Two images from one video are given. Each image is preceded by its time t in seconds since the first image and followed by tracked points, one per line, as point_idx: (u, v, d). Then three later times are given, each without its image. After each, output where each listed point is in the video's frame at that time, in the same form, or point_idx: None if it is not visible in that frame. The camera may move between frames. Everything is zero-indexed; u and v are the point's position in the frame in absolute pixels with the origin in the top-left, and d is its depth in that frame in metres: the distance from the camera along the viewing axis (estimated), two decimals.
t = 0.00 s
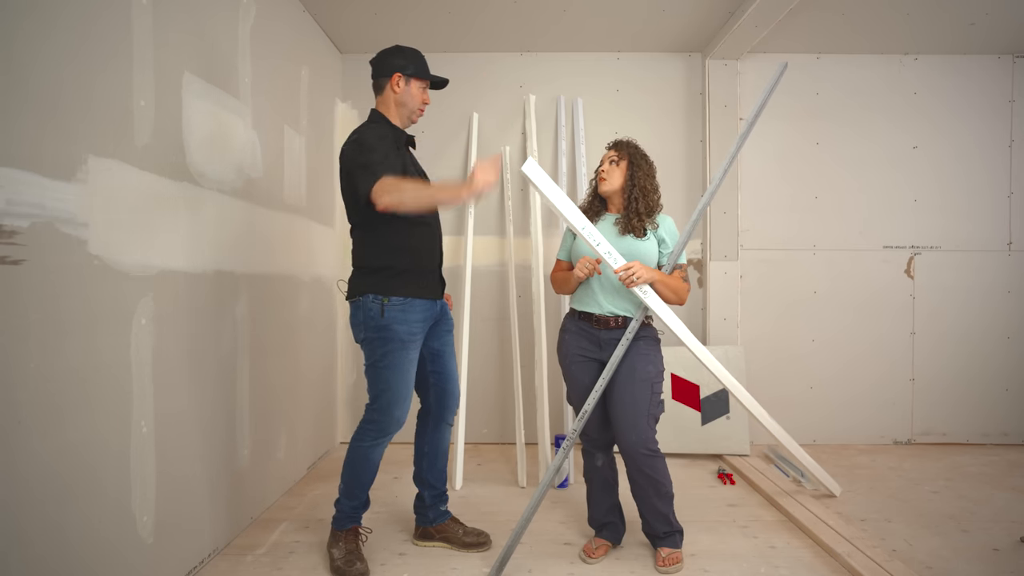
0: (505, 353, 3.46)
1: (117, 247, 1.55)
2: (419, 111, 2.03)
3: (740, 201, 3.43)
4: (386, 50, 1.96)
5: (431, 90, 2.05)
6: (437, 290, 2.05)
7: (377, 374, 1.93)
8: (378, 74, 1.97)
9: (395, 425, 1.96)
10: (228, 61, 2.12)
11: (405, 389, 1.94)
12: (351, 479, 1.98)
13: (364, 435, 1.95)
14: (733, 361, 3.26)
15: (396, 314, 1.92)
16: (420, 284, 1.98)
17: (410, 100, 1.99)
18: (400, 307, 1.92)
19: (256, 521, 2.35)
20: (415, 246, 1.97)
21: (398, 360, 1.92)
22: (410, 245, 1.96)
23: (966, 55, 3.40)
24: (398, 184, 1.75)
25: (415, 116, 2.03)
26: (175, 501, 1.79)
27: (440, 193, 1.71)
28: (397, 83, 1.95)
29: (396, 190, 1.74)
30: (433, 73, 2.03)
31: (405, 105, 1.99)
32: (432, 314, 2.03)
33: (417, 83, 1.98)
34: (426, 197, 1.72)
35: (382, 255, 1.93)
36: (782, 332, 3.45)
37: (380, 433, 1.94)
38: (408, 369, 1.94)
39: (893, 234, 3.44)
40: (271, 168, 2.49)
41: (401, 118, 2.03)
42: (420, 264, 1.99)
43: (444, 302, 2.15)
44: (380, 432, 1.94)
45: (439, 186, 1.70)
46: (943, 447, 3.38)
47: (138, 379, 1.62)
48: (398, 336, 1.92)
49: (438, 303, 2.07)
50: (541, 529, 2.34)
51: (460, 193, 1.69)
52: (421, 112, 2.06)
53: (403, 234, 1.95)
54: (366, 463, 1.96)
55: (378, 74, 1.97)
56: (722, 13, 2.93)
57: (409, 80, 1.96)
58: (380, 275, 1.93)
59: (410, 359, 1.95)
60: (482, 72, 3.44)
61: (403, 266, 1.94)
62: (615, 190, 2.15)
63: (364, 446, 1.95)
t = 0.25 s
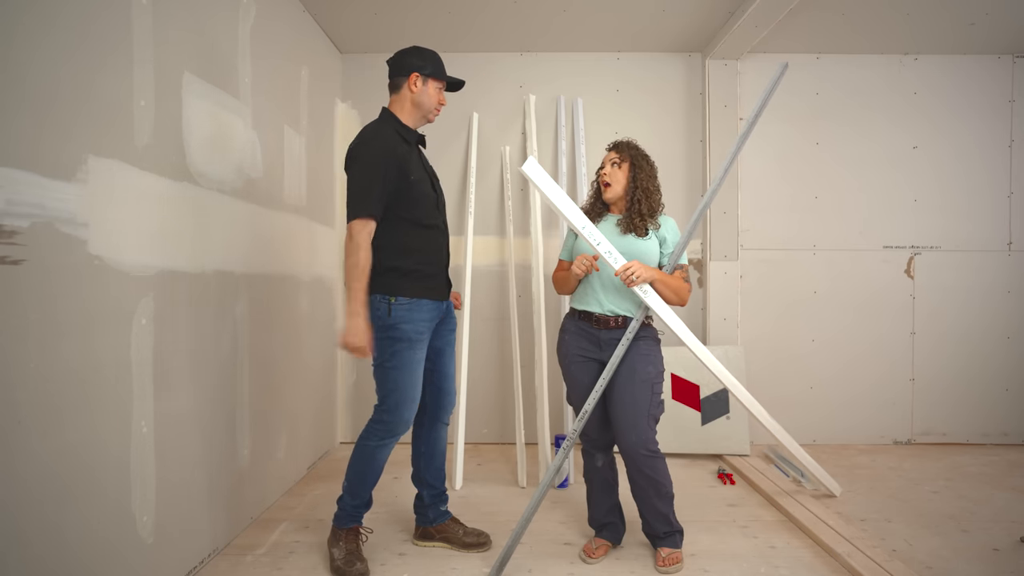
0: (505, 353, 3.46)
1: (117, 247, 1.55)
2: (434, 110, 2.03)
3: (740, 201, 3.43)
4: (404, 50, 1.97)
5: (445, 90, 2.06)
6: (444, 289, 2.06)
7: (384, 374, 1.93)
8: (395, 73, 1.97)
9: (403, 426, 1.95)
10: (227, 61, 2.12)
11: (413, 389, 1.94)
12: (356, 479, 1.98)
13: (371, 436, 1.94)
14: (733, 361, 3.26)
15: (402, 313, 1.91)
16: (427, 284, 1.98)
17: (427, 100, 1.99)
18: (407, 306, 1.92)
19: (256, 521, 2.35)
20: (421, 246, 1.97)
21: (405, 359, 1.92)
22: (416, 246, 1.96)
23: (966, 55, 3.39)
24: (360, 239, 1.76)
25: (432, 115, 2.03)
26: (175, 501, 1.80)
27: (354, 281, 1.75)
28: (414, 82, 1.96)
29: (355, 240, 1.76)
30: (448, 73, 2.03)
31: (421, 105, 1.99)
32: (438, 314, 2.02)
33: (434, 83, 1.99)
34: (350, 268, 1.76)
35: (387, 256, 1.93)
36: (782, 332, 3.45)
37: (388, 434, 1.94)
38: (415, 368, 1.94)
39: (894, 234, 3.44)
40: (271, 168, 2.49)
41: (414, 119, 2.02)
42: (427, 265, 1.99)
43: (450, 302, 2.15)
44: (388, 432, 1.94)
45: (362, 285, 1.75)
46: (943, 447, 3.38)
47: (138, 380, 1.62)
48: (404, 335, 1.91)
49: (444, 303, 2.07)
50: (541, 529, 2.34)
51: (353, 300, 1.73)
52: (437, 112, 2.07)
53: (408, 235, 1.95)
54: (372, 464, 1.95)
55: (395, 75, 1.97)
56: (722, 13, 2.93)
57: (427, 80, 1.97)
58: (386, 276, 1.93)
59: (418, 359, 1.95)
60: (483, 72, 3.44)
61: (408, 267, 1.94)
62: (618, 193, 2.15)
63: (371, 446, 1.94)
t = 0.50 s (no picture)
0: (505, 353, 3.46)
1: (117, 248, 1.55)
2: (433, 108, 2.02)
3: (740, 201, 3.43)
4: (401, 48, 1.97)
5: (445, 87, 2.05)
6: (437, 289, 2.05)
7: (375, 373, 1.93)
8: (392, 71, 1.98)
9: (396, 425, 1.94)
10: (227, 61, 2.12)
11: (405, 388, 1.93)
12: (354, 479, 1.97)
13: (364, 436, 1.94)
14: (733, 361, 3.26)
15: (392, 312, 1.92)
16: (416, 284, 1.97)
17: (423, 98, 1.99)
18: (397, 305, 1.92)
19: (256, 520, 2.35)
20: (411, 245, 1.96)
21: (395, 357, 1.92)
22: (406, 246, 1.95)
23: (966, 54, 3.39)
24: (342, 240, 1.79)
25: (430, 112, 2.03)
26: (175, 501, 1.80)
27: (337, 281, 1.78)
28: (409, 81, 1.96)
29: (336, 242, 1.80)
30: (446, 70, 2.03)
31: (418, 103, 1.99)
32: (429, 314, 2.02)
33: (430, 80, 1.98)
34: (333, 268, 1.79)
35: (378, 256, 1.93)
36: (782, 332, 3.45)
37: (382, 434, 1.93)
38: (407, 367, 1.94)
39: (894, 234, 3.44)
40: (271, 168, 2.49)
41: (411, 118, 2.02)
42: (418, 264, 1.97)
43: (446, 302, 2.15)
44: (381, 431, 1.93)
45: (348, 283, 1.79)
46: (943, 447, 3.38)
47: (138, 380, 1.62)
48: (394, 334, 1.91)
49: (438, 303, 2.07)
50: (541, 529, 2.34)
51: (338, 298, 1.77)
52: (436, 109, 2.06)
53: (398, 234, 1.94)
54: (366, 464, 1.95)
55: (392, 73, 1.98)
56: (722, 13, 2.93)
57: (422, 77, 1.97)
58: (375, 275, 1.93)
59: (409, 358, 1.95)
60: (483, 72, 3.44)
61: (399, 267, 1.93)
62: (622, 186, 2.15)
63: (365, 445, 1.94)
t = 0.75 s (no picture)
0: (505, 353, 3.46)
1: (117, 248, 1.55)
2: (414, 104, 2.01)
3: (740, 201, 3.43)
4: (381, 46, 1.97)
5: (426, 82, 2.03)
6: (420, 287, 2.05)
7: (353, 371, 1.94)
8: (372, 70, 1.98)
9: (375, 423, 1.95)
10: (227, 61, 2.12)
11: (382, 387, 1.94)
12: (344, 478, 1.98)
13: (345, 433, 1.95)
14: (733, 361, 3.26)
15: (370, 313, 1.92)
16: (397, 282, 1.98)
17: (404, 95, 1.98)
18: (372, 306, 1.92)
19: (256, 520, 2.35)
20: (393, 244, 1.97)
21: (373, 357, 1.92)
22: (388, 245, 1.96)
23: (966, 55, 3.39)
24: (341, 231, 1.79)
25: (412, 109, 2.02)
26: (175, 501, 1.80)
27: (360, 262, 1.77)
28: (387, 78, 1.96)
29: (337, 236, 1.80)
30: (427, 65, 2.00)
31: (398, 100, 1.99)
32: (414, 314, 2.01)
33: (408, 76, 1.97)
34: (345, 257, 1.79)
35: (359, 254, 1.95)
36: (781, 332, 3.45)
37: (361, 431, 1.94)
38: (384, 367, 1.94)
39: (893, 234, 3.44)
40: (271, 168, 2.49)
41: (394, 116, 2.03)
42: (399, 262, 1.98)
43: (436, 302, 2.13)
44: (361, 429, 1.94)
45: (365, 258, 1.78)
46: (943, 447, 3.38)
47: (138, 380, 1.62)
48: (370, 336, 1.92)
49: (422, 302, 2.06)
50: (541, 529, 2.34)
51: (368, 274, 1.76)
52: (419, 105, 2.05)
53: (379, 234, 1.95)
54: (351, 461, 1.96)
55: (372, 72, 1.99)
56: (722, 13, 2.93)
57: (400, 74, 1.96)
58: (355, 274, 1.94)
59: (387, 358, 1.94)
60: (483, 72, 3.44)
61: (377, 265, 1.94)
62: (624, 192, 2.15)
63: (348, 443, 1.95)
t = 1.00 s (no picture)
0: (505, 353, 3.46)
1: (118, 248, 1.55)
2: (401, 102, 2.02)
3: (740, 201, 3.43)
4: (364, 46, 1.97)
5: (411, 79, 2.03)
6: (401, 290, 2.04)
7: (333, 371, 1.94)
8: (357, 71, 1.99)
9: (359, 421, 1.95)
10: (227, 61, 2.12)
11: (362, 386, 1.93)
12: (335, 477, 1.98)
13: (329, 433, 1.96)
14: (733, 361, 3.26)
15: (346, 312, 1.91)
16: (377, 283, 1.98)
17: (389, 94, 1.99)
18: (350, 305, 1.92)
19: (256, 520, 2.35)
20: (376, 245, 1.97)
21: (351, 357, 1.92)
22: (370, 245, 1.96)
23: (966, 55, 3.39)
24: (323, 233, 1.80)
25: (399, 108, 2.03)
26: (175, 501, 1.80)
27: (339, 270, 1.77)
28: (373, 77, 1.96)
29: (318, 239, 1.80)
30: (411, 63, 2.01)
31: (384, 99, 1.99)
32: (392, 316, 2.00)
33: (393, 74, 1.97)
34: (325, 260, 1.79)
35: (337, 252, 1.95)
36: (781, 331, 3.45)
37: (345, 430, 1.94)
38: (364, 367, 1.93)
39: (893, 234, 3.44)
40: (271, 168, 2.49)
41: (381, 116, 2.03)
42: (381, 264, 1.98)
43: (417, 304, 2.11)
44: (345, 428, 1.94)
45: (344, 264, 1.78)
46: (943, 447, 3.38)
47: (137, 379, 1.62)
48: (348, 335, 1.91)
49: (403, 305, 2.05)
50: (541, 529, 2.34)
51: (346, 282, 1.76)
52: (406, 103, 2.05)
53: (362, 234, 1.95)
54: (339, 460, 1.97)
55: (356, 73, 1.99)
56: (722, 13, 2.93)
57: (384, 73, 1.96)
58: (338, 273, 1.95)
59: (366, 358, 1.93)
60: (483, 72, 3.44)
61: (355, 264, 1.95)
62: (624, 195, 2.15)
63: (333, 442, 1.96)
